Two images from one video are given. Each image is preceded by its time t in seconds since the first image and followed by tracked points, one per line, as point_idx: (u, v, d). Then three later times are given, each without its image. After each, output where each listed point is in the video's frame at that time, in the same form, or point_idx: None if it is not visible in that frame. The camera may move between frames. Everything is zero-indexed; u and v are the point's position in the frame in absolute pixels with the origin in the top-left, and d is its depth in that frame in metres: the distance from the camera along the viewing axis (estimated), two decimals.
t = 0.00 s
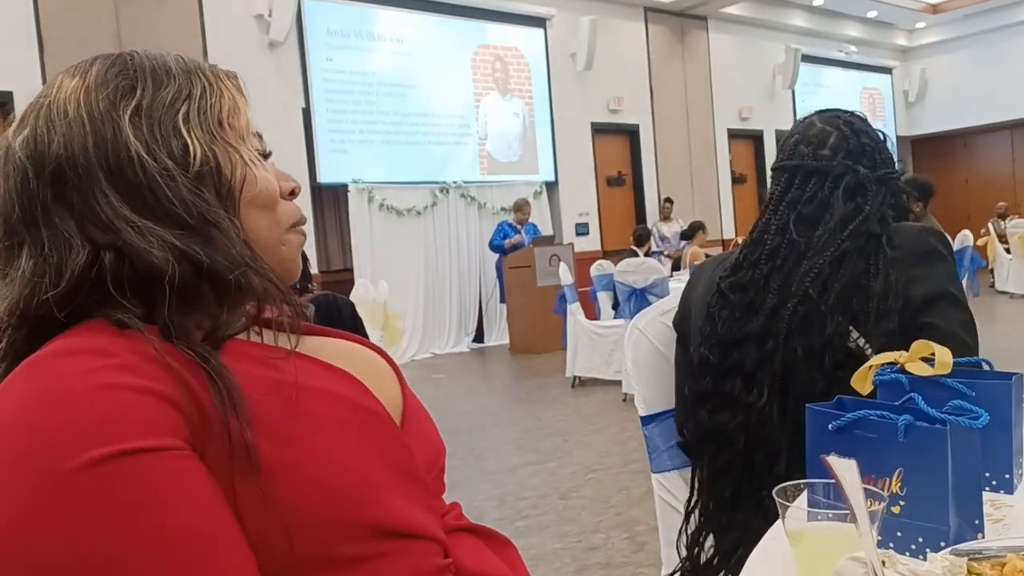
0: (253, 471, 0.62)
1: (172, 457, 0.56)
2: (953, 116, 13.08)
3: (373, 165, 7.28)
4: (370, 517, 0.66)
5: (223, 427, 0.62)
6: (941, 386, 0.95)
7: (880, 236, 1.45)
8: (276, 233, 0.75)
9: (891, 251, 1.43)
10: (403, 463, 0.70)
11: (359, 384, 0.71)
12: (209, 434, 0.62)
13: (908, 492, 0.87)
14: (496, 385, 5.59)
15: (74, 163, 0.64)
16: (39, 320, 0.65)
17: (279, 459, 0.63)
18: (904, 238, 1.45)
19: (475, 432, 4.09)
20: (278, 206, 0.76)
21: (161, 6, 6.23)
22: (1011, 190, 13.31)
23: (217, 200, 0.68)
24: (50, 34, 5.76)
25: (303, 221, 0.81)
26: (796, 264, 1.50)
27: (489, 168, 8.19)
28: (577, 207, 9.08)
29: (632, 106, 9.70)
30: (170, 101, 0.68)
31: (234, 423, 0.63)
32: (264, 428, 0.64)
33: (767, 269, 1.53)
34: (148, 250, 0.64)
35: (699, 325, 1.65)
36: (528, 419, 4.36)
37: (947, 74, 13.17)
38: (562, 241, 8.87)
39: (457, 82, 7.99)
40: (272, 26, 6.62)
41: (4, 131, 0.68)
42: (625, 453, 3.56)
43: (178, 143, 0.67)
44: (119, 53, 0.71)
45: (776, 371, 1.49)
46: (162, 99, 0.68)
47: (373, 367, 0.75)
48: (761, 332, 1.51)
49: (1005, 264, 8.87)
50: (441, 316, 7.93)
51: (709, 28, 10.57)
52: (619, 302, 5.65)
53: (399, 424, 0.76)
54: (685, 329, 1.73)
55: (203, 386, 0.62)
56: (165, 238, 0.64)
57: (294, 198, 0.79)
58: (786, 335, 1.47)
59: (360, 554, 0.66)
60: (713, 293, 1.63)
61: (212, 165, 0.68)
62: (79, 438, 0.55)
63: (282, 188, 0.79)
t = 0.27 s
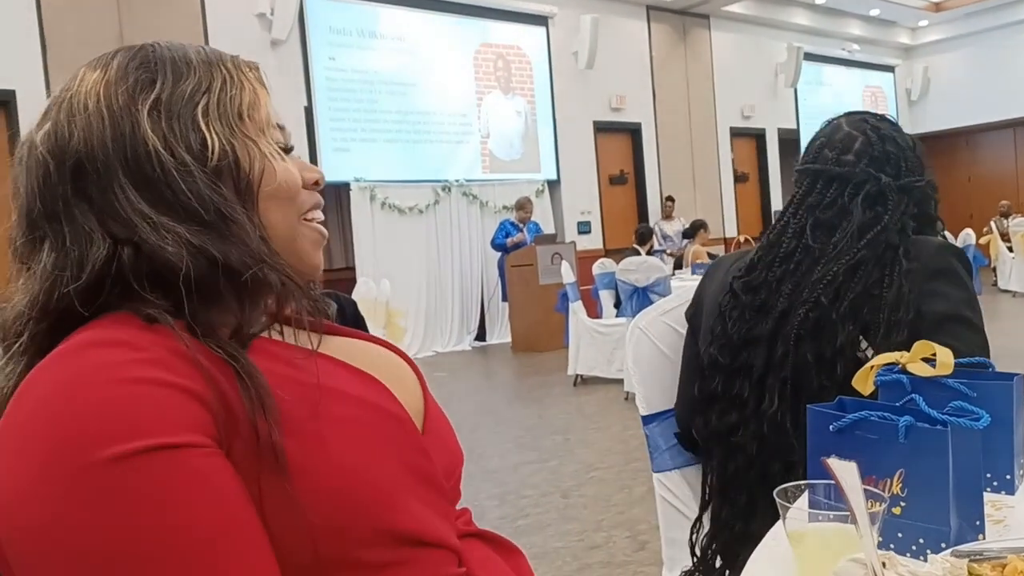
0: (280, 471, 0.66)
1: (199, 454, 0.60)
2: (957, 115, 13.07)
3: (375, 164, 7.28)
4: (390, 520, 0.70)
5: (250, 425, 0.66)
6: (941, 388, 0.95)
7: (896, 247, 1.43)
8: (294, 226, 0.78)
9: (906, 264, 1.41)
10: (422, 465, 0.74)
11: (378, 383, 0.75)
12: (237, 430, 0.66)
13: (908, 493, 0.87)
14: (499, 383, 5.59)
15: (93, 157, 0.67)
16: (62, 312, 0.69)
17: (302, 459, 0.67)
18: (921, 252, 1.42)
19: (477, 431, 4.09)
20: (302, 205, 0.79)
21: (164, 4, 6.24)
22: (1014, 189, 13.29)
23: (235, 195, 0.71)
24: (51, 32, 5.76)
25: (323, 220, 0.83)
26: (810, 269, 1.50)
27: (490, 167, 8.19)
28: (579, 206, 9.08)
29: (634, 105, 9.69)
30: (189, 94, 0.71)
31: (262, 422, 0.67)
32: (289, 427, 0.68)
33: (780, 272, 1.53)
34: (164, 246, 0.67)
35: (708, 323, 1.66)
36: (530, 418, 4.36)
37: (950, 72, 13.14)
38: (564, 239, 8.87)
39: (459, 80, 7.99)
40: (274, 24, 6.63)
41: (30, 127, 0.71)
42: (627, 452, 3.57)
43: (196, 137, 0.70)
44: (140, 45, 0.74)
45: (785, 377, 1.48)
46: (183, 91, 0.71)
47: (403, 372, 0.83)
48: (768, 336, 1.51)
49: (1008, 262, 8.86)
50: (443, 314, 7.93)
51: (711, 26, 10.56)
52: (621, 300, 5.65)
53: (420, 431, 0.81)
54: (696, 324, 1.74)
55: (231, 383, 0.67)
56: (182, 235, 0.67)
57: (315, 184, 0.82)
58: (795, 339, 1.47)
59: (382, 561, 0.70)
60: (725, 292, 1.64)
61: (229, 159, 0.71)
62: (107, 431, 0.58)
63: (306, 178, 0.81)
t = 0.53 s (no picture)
0: (282, 485, 0.68)
1: (196, 468, 0.62)
2: (958, 114, 13.06)
3: (377, 164, 7.29)
4: (389, 540, 0.70)
5: (251, 437, 0.67)
6: (941, 390, 0.95)
7: (906, 251, 1.42)
8: (304, 235, 0.78)
9: (913, 269, 1.40)
10: (429, 481, 0.74)
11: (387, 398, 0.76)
12: (237, 441, 0.67)
13: (908, 496, 0.88)
14: (500, 383, 5.60)
15: (104, 154, 0.69)
16: (72, 306, 0.71)
17: (301, 474, 0.68)
18: (929, 255, 1.42)
19: (478, 431, 4.10)
20: (316, 212, 0.78)
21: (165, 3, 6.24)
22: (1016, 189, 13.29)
23: (241, 205, 0.72)
24: (52, 32, 5.78)
25: (341, 228, 0.82)
26: (816, 271, 1.49)
27: (492, 166, 8.20)
28: (580, 206, 9.08)
29: (635, 104, 9.69)
30: (206, 95, 0.72)
31: (263, 434, 0.67)
32: (291, 441, 0.69)
33: (787, 272, 1.53)
34: (166, 257, 0.67)
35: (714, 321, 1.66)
36: (531, 418, 4.36)
37: (952, 71, 13.14)
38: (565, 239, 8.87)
39: (460, 80, 7.99)
40: (276, 25, 6.64)
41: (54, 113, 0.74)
42: (628, 452, 3.57)
43: (205, 141, 0.70)
44: (166, 35, 0.75)
45: (787, 380, 1.48)
46: (200, 92, 0.72)
47: (412, 379, 0.84)
48: (770, 337, 1.51)
49: (1009, 262, 8.85)
50: (444, 314, 7.93)
51: (712, 26, 10.56)
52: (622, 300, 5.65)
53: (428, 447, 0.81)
54: (702, 321, 1.74)
55: (233, 396, 0.67)
56: (186, 245, 0.68)
57: (339, 192, 0.81)
58: (798, 343, 1.47)
59: None
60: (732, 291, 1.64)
61: (237, 170, 0.71)
62: (104, 441, 0.59)
63: (328, 186, 0.80)
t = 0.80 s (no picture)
0: (269, 500, 0.68)
1: (175, 490, 0.61)
2: (959, 114, 13.07)
3: (378, 164, 7.29)
4: (379, 556, 0.71)
5: (232, 452, 0.67)
6: (942, 391, 0.95)
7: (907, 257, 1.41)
8: (293, 250, 0.77)
9: (917, 279, 1.39)
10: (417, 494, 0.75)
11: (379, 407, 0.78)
12: (218, 456, 0.66)
13: (909, 498, 0.88)
14: (501, 384, 5.60)
15: (86, 156, 0.69)
16: (52, 312, 0.70)
17: (287, 492, 0.68)
18: (933, 261, 1.41)
19: (479, 431, 4.10)
20: (309, 223, 0.78)
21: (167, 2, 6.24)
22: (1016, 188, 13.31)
23: (225, 219, 0.72)
24: (54, 33, 5.78)
25: (334, 241, 0.82)
26: (818, 276, 1.48)
27: (493, 166, 8.20)
28: (581, 206, 9.08)
29: (636, 105, 9.69)
30: (196, 101, 0.72)
31: (244, 449, 0.67)
32: (276, 454, 0.69)
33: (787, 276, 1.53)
34: (142, 271, 0.67)
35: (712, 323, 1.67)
36: (533, 418, 4.36)
37: (952, 71, 13.14)
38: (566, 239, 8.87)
39: (461, 81, 7.99)
40: (276, 26, 6.63)
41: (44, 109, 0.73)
42: (629, 453, 3.57)
43: (187, 150, 0.70)
44: (160, 34, 0.76)
45: (792, 391, 1.48)
46: (189, 97, 0.72)
47: (398, 379, 0.86)
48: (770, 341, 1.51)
49: (1010, 261, 8.86)
50: (445, 314, 7.94)
51: (713, 26, 10.56)
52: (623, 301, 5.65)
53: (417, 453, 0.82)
54: (699, 324, 1.74)
55: (215, 411, 0.67)
56: (165, 257, 0.68)
57: (334, 204, 0.81)
58: (803, 351, 1.47)
59: None
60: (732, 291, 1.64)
61: (219, 182, 0.71)
62: (88, 460, 0.58)
63: (323, 199, 0.80)
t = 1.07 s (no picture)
0: (252, 499, 0.70)
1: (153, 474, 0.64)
2: (961, 114, 13.06)
3: (378, 165, 7.30)
4: (358, 546, 0.74)
5: (202, 449, 0.69)
6: (942, 393, 0.96)
7: (888, 278, 1.41)
8: (276, 268, 0.79)
9: (899, 303, 1.39)
10: (390, 481, 0.79)
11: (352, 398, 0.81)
12: (190, 450, 0.69)
13: (910, 501, 0.88)
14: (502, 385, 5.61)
15: (76, 171, 0.70)
16: (32, 321, 0.72)
17: (271, 492, 0.71)
18: (910, 273, 1.41)
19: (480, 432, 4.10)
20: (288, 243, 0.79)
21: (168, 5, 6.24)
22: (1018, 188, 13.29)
23: (215, 237, 0.73)
24: (55, 36, 5.79)
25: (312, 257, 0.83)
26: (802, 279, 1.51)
27: (494, 167, 8.20)
28: (582, 207, 9.09)
29: (637, 106, 9.70)
30: (186, 121, 0.73)
31: (214, 443, 0.70)
32: (252, 454, 0.71)
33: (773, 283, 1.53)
34: (135, 284, 0.69)
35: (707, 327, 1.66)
36: (534, 419, 4.37)
37: (954, 71, 13.13)
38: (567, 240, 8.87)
39: (462, 81, 7.99)
40: (278, 28, 6.63)
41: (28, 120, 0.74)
42: (630, 453, 3.57)
43: (179, 170, 0.72)
44: (148, 49, 0.77)
45: (786, 416, 1.47)
46: (179, 118, 0.73)
47: (374, 374, 0.88)
48: (755, 354, 1.53)
49: (1012, 261, 8.85)
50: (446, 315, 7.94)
51: (714, 26, 10.56)
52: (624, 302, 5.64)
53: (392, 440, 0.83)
54: (695, 329, 1.74)
55: (185, 407, 0.69)
56: (156, 272, 0.70)
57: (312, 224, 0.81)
58: (790, 376, 1.47)
59: None
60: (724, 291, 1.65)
61: (213, 202, 0.73)
62: (72, 451, 0.60)
63: (303, 217, 0.80)
